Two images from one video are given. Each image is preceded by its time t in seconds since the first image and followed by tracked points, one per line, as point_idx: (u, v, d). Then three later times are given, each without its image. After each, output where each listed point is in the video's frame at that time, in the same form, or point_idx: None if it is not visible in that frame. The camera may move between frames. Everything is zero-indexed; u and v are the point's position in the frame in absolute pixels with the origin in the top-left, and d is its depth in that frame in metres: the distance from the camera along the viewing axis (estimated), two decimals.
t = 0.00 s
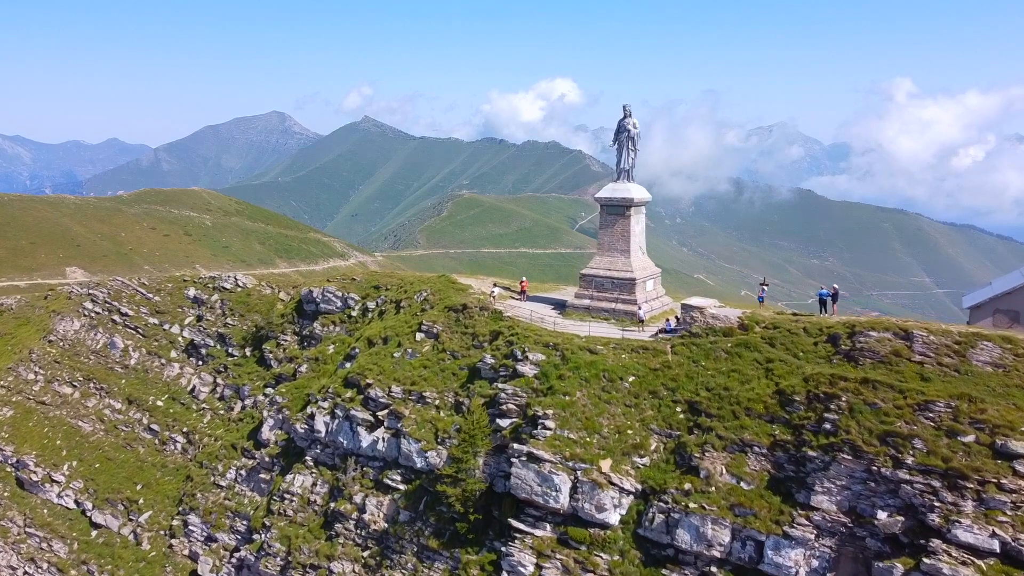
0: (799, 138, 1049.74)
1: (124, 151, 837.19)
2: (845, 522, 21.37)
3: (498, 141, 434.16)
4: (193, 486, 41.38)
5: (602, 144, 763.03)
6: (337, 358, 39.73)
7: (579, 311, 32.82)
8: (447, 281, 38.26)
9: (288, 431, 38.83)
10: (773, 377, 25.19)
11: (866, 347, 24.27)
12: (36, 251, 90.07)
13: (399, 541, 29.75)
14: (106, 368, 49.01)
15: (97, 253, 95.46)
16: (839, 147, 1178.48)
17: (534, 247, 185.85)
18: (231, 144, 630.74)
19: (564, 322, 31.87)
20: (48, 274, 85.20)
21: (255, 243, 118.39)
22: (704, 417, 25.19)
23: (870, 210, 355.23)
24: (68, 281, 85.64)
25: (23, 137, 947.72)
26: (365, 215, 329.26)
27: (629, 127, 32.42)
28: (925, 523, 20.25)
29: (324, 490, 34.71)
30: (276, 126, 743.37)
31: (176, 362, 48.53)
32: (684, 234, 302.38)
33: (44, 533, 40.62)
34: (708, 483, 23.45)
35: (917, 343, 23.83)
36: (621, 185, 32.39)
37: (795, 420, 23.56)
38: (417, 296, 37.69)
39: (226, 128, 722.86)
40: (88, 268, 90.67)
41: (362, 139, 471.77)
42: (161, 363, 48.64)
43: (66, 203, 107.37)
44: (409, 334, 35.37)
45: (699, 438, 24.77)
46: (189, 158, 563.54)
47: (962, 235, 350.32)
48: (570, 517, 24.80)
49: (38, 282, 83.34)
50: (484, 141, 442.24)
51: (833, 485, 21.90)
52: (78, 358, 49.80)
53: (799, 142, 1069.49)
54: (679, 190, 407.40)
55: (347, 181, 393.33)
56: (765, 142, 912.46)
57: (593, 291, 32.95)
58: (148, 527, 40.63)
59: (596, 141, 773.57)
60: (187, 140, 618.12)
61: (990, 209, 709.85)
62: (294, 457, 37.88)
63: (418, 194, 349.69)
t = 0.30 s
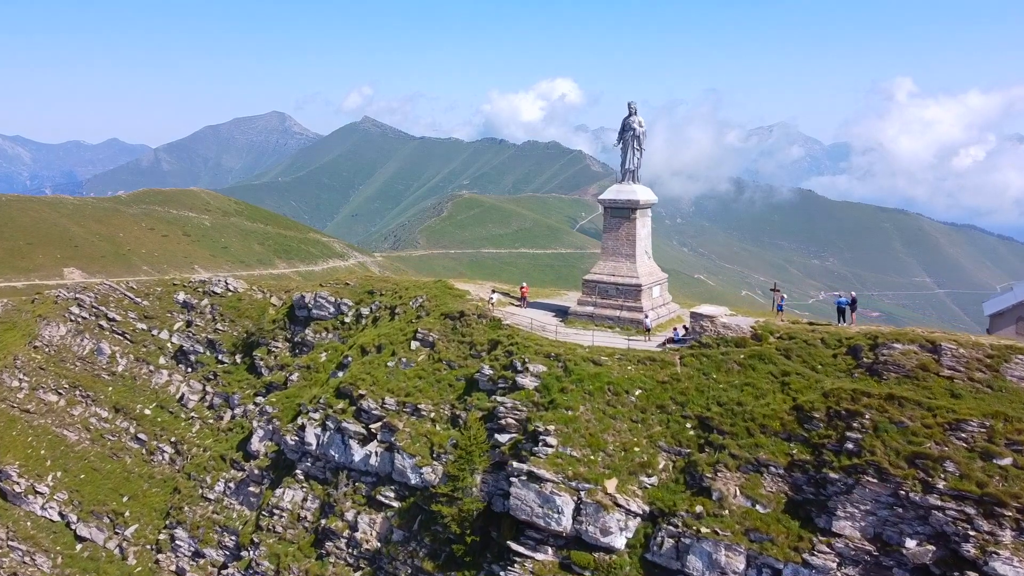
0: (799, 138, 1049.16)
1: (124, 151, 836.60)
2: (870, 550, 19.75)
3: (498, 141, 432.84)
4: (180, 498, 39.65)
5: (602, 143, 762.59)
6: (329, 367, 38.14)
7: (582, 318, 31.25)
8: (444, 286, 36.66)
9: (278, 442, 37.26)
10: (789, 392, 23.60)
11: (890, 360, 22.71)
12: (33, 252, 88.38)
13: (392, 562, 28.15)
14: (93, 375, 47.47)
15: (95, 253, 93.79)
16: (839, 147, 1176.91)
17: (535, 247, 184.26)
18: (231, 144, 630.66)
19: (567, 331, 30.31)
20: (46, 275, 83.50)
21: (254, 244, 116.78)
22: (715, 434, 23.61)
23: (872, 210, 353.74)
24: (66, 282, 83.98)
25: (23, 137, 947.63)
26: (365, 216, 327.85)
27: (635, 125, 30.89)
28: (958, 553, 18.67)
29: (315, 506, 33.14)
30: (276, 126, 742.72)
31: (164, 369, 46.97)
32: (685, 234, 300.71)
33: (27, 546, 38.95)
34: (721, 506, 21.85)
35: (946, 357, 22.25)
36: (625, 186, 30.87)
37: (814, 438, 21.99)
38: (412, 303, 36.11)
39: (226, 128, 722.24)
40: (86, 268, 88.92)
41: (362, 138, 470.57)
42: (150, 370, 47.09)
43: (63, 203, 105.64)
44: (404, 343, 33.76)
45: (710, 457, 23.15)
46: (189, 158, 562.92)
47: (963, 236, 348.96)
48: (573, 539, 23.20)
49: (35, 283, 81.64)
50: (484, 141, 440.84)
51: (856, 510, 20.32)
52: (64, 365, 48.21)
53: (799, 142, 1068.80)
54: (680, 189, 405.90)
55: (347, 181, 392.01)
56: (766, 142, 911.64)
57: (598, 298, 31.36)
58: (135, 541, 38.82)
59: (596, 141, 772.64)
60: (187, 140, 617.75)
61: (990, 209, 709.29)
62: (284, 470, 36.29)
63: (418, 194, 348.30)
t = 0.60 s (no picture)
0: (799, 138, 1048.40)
1: (124, 151, 835.78)
2: None
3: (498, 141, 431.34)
4: (167, 512, 37.96)
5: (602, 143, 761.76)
6: (321, 376, 36.53)
7: (585, 328, 29.69)
8: (441, 292, 35.08)
9: (267, 455, 35.65)
10: (809, 409, 22.01)
11: (919, 376, 21.14)
12: (31, 253, 86.72)
13: None
14: (78, 383, 45.87)
15: (94, 253, 92.10)
16: (839, 147, 1175.36)
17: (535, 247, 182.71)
18: (231, 143, 629.25)
19: (569, 341, 28.69)
20: (43, 276, 81.84)
21: (254, 244, 115.09)
22: (729, 454, 22.00)
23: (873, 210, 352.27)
24: (64, 283, 82.37)
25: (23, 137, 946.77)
26: (366, 215, 326.24)
27: (641, 124, 29.32)
28: None
29: (305, 523, 31.54)
30: (276, 126, 741.71)
31: (152, 377, 45.41)
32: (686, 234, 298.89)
33: (10, 561, 37.52)
34: (737, 532, 20.22)
35: (980, 373, 20.67)
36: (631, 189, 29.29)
37: (837, 460, 20.41)
38: (407, 310, 34.52)
39: (226, 127, 721.05)
40: (85, 268, 87.19)
41: (362, 138, 469.19)
42: (137, 378, 45.54)
43: (61, 203, 103.91)
44: (399, 352, 32.16)
45: (724, 478, 21.56)
46: (189, 157, 561.45)
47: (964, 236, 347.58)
48: (577, 566, 21.63)
49: (32, 284, 79.95)
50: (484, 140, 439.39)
51: (884, 540, 18.76)
52: (49, 372, 46.60)
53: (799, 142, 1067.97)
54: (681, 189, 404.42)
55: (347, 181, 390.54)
56: (766, 142, 910.72)
57: (601, 305, 29.79)
58: (120, 556, 37.15)
59: (596, 141, 771.80)
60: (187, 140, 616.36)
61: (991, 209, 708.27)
62: (273, 484, 34.68)
63: (418, 194, 346.75)
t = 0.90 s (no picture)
0: (800, 138, 1046.65)
1: (124, 151, 834.68)
2: None
3: (498, 141, 429.93)
4: (153, 527, 36.35)
5: (603, 143, 761.16)
6: (312, 387, 34.95)
7: (589, 338, 28.08)
8: (437, 298, 33.50)
9: (256, 469, 34.07)
10: (831, 429, 20.44)
11: (952, 396, 19.58)
12: (29, 253, 85.10)
13: None
14: (64, 391, 44.28)
15: (92, 254, 90.57)
16: (840, 146, 1173.27)
17: (536, 247, 181.19)
18: (231, 143, 628.31)
19: (573, 352, 27.07)
20: (40, 277, 80.21)
21: (253, 244, 113.55)
22: (745, 477, 20.40)
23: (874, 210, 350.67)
24: (62, 284, 80.76)
25: (23, 137, 946.47)
26: (366, 216, 324.75)
27: (648, 122, 27.77)
28: None
29: (294, 543, 29.94)
30: (276, 126, 740.64)
31: (139, 385, 43.86)
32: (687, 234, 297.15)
33: None
34: (755, 564, 18.64)
35: (1019, 392, 19.08)
36: (638, 191, 27.73)
37: (864, 486, 18.83)
38: (402, 317, 32.96)
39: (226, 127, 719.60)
40: (83, 269, 85.48)
41: (362, 138, 467.85)
42: (124, 387, 44.01)
43: (58, 202, 102.23)
44: (393, 362, 30.56)
45: (741, 504, 19.94)
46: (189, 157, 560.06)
47: (965, 236, 346.20)
48: None
49: (29, 285, 78.27)
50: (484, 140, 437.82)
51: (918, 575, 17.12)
52: (33, 379, 44.96)
53: (799, 142, 1067.03)
54: (682, 189, 402.95)
55: (347, 181, 388.91)
56: (766, 142, 909.44)
57: (606, 314, 28.23)
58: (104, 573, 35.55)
59: (596, 141, 771.91)
60: (187, 140, 614.89)
61: (991, 209, 706.67)
62: (262, 500, 33.10)
63: (418, 194, 345.21)
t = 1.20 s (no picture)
0: (800, 138, 1046.19)
1: (124, 151, 832.85)
2: None
3: (498, 141, 428.24)
4: (137, 544, 34.70)
5: (603, 143, 760.22)
6: (303, 398, 33.38)
7: (594, 349, 26.49)
8: (434, 306, 31.94)
9: (244, 484, 32.45)
10: (858, 453, 18.87)
11: (991, 418, 18.01)
12: (26, 254, 83.34)
13: None
14: (48, 400, 42.58)
15: (90, 254, 88.83)
16: (839, 146, 1172.84)
17: (537, 248, 179.63)
18: (231, 143, 626.77)
19: (578, 365, 25.40)
20: (37, 278, 78.29)
21: (253, 245, 111.79)
22: (765, 504, 18.79)
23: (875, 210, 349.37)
24: (59, 285, 78.86)
25: (22, 137, 944.63)
26: (366, 216, 322.95)
27: (657, 122, 26.10)
28: None
29: (283, 565, 28.36)
30: (276, 126, 738.93)
31: (126, 394, 42.33)
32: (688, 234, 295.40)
33: None
34: None
35: None
36: (647, 194, 26.14)
37: (896, 516, 17.27)
38: (396, 326, 31.39)
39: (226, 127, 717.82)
40: (80, 270, 83.54)
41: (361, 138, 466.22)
42: (110, 396, 42.40)
43: (55, 202, 100.41)
44: (386, 374, 28.95)
45: (760, 534, 18.37)
46: (189, 157, 558.02)
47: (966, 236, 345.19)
48: None
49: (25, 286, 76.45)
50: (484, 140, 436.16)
51: None
52: (16, 388, 43.18)
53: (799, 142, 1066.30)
54: (682, 189, 401.52)
55: (347, 181, 387.06)
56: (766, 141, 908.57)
57: (612, 324, 26.61)
58: None
59: (596, 141, 770.53)
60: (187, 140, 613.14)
61: (992, 209, 705.90)
62: (250, 517, 31.54)
63: (418, 195, 343.48)
